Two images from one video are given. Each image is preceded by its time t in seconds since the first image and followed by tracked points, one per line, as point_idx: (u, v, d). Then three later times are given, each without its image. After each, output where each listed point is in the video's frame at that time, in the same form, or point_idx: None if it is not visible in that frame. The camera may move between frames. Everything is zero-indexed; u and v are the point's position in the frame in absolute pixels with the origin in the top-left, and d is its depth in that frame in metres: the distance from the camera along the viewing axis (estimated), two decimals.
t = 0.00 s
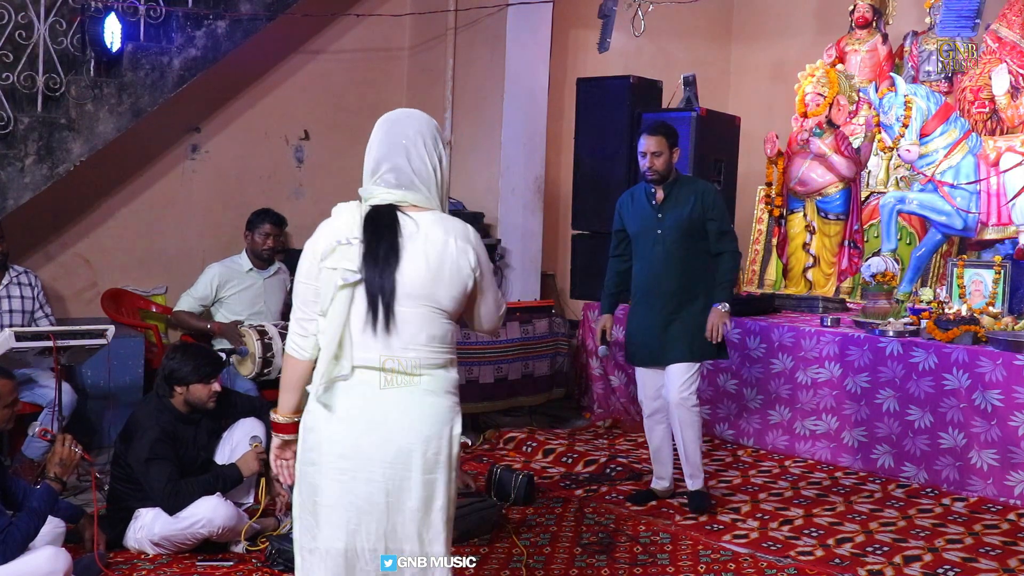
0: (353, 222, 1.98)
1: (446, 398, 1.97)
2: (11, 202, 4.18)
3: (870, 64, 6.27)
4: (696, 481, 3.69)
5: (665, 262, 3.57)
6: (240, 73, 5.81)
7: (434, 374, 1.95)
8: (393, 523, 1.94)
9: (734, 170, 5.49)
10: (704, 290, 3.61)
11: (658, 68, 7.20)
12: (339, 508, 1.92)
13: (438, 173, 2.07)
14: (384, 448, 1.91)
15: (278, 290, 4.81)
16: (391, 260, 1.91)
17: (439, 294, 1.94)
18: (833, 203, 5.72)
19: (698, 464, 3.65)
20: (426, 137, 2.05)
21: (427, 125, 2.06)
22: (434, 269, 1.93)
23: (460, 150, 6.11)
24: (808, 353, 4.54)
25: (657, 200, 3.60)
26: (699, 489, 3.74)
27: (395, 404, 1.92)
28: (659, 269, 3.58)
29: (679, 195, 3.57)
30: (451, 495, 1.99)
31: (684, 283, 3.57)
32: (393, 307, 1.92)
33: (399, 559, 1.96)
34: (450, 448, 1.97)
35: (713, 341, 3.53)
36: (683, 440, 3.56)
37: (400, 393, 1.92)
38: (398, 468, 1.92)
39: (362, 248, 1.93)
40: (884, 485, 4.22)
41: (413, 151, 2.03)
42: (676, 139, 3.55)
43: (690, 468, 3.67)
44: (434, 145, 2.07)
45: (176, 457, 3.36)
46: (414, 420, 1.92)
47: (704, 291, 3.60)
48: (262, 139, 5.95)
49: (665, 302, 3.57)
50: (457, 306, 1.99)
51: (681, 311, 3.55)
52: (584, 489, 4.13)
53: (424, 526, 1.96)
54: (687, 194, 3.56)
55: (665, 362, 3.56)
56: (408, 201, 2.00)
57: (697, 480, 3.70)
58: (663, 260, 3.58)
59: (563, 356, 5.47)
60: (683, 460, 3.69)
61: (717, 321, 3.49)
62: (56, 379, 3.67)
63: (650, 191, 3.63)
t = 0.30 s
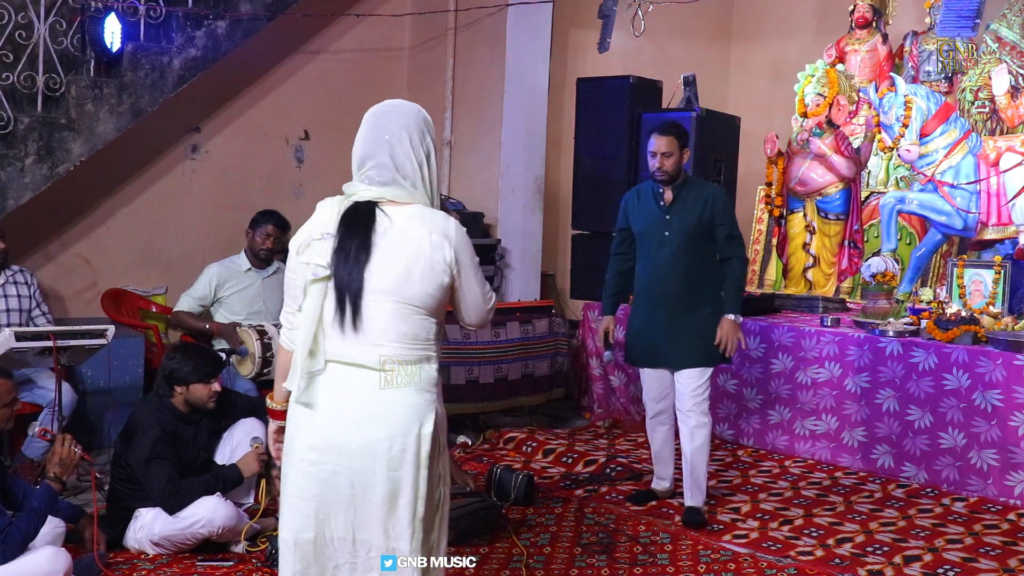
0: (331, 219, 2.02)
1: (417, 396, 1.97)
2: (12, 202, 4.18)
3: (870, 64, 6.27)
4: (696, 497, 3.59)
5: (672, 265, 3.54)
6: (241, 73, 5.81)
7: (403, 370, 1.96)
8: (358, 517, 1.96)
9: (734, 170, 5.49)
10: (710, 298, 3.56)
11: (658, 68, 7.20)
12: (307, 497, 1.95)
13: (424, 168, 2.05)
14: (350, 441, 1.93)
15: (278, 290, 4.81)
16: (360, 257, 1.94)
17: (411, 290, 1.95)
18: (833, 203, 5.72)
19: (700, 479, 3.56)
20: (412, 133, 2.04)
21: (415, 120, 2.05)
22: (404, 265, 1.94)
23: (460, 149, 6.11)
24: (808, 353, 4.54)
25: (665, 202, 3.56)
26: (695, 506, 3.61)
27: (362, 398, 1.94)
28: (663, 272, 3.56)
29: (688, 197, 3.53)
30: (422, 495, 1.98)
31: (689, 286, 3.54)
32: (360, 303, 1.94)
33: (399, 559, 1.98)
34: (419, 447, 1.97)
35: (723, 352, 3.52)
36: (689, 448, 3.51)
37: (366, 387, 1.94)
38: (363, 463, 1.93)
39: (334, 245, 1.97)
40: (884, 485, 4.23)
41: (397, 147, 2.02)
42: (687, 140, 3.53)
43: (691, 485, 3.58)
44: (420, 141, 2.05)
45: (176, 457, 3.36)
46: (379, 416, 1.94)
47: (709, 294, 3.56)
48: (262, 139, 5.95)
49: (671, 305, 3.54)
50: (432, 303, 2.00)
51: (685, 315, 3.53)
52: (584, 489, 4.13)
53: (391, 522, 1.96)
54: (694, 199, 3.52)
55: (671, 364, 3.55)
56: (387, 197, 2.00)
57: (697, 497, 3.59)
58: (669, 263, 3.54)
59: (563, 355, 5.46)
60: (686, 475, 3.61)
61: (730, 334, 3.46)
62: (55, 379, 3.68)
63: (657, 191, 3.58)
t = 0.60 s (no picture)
0: (320, 221, 2.13)
1: (393, 399, 2.02)
2: (12, 202, 4.18)
3: (870, 64, 6.26)
4: (698, 505, 3.51)
5: (686, 267, 3.50)
6: (241, 73, 5.81)
7: (378, 373, 2.02)
8: (339, 520, 2.03)
9: (734, 170, 5.48)
10: (722, 308, 3.52)
11: (658, 68, 7.20)
12: (295, 498, 2.06)
13: (412, 172, 2.10)
14: (331, 443, 2.02)
15: (280, 290, 4.80)
16: (338, 260, 2.02)
17: (388, 291, 2.00)
18: (833, 203, 5.72)
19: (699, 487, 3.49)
20: (404, 136, 2.09)
21: (407, 124, 2.10)
22: (380, 267, 2.00)
23: (459, 149, 6.11)
24: (808, 354, 4.54)
25: (685, 202, 3.53)
26: (696, 515, 3.53)
27: (339, 399, 2.03)
28: (679, 274, 3.52)
29: (709, 201, 3.49)
30: (402, 500, 2.03)
31: (703, 293, 3.51)
32: (335, 303, 2.03)
33: (399, 559, 2.03)
34: (397, 452, 2.02)
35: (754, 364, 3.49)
36: (693, 459, 3.47)
37: (344, 388, 2.03)
38: (341, 465, 2.02)
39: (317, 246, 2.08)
40: (884, 485, 4.23)
41: (387, 149, 2.08)
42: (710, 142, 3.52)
43: (693, 494, 3.51)
44: (412, 145, 2.11)
45: (176, 457, 3.36)
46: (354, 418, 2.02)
47: (722, 303, 3.53)
48: (262, 139, 5.95)
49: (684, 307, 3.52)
50: (411, 305, 2.03)
51: (694, 321, 3.50)
52: (583, 489, 4.13)
53: (372, 526, 2.02)
54: (716, 202, 3.48)
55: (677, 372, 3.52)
56: (375, 199, 2.06)
57: (699, 505, 3.51)
58: (683, 266, 3.51)
59: (562, 355, 5.46)
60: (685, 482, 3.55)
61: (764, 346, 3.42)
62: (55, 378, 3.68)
63: (678, 192, 3.55)
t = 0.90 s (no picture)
0: (317, 222, 2.14)
1: (386, 400, 2.02)
2: (12, 202, 4.18)
3: (870, 64, 6.25)
4: (699, 507, 3.51)
5: (697, 268, 3.48)
6: (241, 73, 5.81)
7: (371, 374, 2.02)
8: (335, 522, 2.04)
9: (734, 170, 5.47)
10: (732, 315, 3.49)
11: (658, 68, 7.20)
12: (294, 499, 2.08)
13: (411, 176, 2.10)
14: (327, 445, 2.03)
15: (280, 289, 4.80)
16: (334, 263, 2.04)
17: (383, 293, 2.01)
18: (833, 203, 5.72)
19: (700, 488, 3.49)
20: (404, 141, 2.09)
21: (409, 128, 2.10)
22: (375, 269, 2.01)
23: (460, 149, 6.11)
24: (808, 354, 4.53)
25: (699, 203, 3.51)
26: (695, 515, 3.52)
27: (333, 400, 2.05)
28: (690, 275, 3.50)
29: (723, 202, 3.47)
30: (397, 503, 2.02)
31: (713, 295, 3.48)
32: (328, 304, 2.05)
33: (399, 559, 2.02)
34: (394, 453, 2.02)
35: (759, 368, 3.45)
36: (696, 462, 3.47)
37: (338, 389, 2.05)
38: (335, 467, 2.02)
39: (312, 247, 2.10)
40: (884, 485, 4.23)
41: (386, 153, 2.08)
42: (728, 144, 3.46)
43: (695, 495, 3.50)
44: (413, 151, 2.11)
45: (176, 457, 3.36)
46: (346, 418, 2.02)
47: (731, 307, 3.50)
48: (262, 139, 5.95)
49: (695, 309, 3.49)
50: (407, 306, 2.03)
51: (702, 323, 3.48)
52: (584, 489, 4.13)
53: (366, 529, 2.02)
54: (730, 205, 3.46)
55: (683, 376, 3.51)
56: (372, 202, 2.06)
57: (700, 506, 3.51)
58: (694, 267, 3.49)
59: (562, 355, 5.46)
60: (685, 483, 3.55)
61: (767, 349, 3.40)
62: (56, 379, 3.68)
63: (694, 191, 3.53)
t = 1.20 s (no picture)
0: (318, 225, 2.15)
1: (389, 399, 2.03)
2: (12, 202, 4.19)
3: (870, 64, 6.25)
4: (698, 507, 3.52)
5: (700, 270, 3.47)
6: (241, 73, 5.81)
7: (373, 374, 2.03)
8: (336, 521, 2.04)
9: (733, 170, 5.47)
10: (733, 316, 3.49)
11: (658, 68, 7.21)
12: (298, 498, 2.09)
13: (405, 170, 2.09)
14: (330, 444, 2.04)
15: (279, 290, 4.80)
16: (335, 265, 2.04)
17: (383, 294, 2.01)
18: (833, 203, 5.72)
19: (701, 488, 3.50)
20: (394, 135, 2.07)
21: (396, 120, 2.08)
22: (375, 271, 2.01)
23: (460, 150, 6.11)
24: (808, 354, 4.53)
25: (705, 202, 3.50)
26: (695, 516, 3.53)
27: (336, 401, 2.05)
28: (692, 275, 3.50)
29: (728, 203, 3.46)
30: (400, 501, 2.02)
31: (716, 296, 3.47)
32: (331, 307, 2.05)
33: (399, 559, 2.02)
34: (397, 452, 2.02)
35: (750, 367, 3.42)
36: (695, 464, 3.49)
37: (342, 389, 2.05)
38: (338, 466, 2.03)
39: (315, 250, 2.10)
40: (884, 485, 4.23)
41: (377, 150, 2.07)
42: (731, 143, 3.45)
43: (694, 496, 3.51)
44: (403, 143, 2.08)
45: (176, 457, 3.36)
46: (350, 419, 2.03)
47: (733, 310, 3.49)
48: (263, 139, 5.95)
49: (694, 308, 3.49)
50: (409, 306, 2.03)
51: (703, 324, 3.46)
52: (583, 489, 4.13)
53: (367, 528, 2.02)
54: (735, 205, 3.45)
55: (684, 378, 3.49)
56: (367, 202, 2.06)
57: (699, 506, 3.52)
58: (698, 266, 3.48)
59: (562, 355, 5.46)
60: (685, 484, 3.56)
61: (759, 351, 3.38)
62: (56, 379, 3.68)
63: (699, 191, 3.52)
